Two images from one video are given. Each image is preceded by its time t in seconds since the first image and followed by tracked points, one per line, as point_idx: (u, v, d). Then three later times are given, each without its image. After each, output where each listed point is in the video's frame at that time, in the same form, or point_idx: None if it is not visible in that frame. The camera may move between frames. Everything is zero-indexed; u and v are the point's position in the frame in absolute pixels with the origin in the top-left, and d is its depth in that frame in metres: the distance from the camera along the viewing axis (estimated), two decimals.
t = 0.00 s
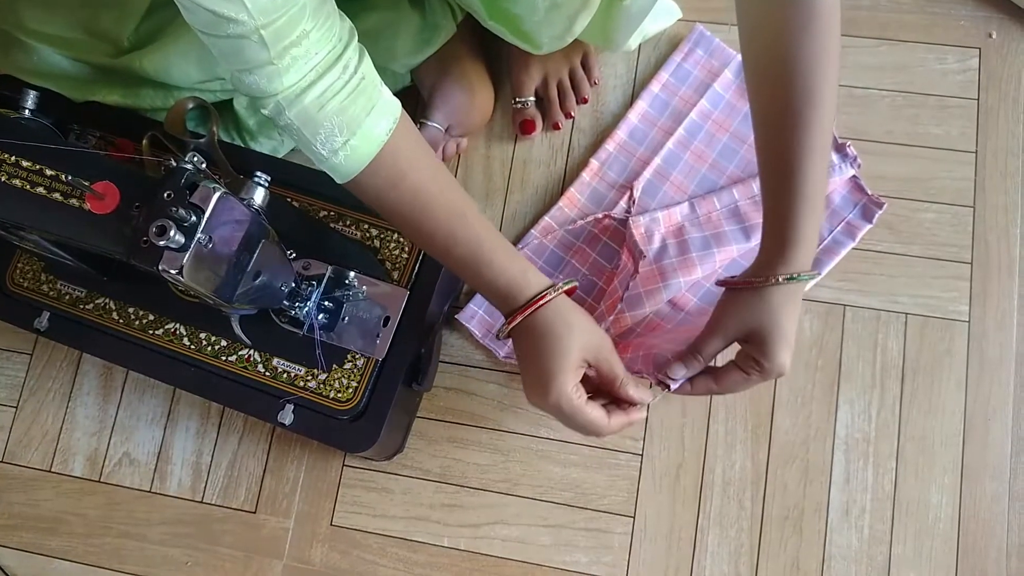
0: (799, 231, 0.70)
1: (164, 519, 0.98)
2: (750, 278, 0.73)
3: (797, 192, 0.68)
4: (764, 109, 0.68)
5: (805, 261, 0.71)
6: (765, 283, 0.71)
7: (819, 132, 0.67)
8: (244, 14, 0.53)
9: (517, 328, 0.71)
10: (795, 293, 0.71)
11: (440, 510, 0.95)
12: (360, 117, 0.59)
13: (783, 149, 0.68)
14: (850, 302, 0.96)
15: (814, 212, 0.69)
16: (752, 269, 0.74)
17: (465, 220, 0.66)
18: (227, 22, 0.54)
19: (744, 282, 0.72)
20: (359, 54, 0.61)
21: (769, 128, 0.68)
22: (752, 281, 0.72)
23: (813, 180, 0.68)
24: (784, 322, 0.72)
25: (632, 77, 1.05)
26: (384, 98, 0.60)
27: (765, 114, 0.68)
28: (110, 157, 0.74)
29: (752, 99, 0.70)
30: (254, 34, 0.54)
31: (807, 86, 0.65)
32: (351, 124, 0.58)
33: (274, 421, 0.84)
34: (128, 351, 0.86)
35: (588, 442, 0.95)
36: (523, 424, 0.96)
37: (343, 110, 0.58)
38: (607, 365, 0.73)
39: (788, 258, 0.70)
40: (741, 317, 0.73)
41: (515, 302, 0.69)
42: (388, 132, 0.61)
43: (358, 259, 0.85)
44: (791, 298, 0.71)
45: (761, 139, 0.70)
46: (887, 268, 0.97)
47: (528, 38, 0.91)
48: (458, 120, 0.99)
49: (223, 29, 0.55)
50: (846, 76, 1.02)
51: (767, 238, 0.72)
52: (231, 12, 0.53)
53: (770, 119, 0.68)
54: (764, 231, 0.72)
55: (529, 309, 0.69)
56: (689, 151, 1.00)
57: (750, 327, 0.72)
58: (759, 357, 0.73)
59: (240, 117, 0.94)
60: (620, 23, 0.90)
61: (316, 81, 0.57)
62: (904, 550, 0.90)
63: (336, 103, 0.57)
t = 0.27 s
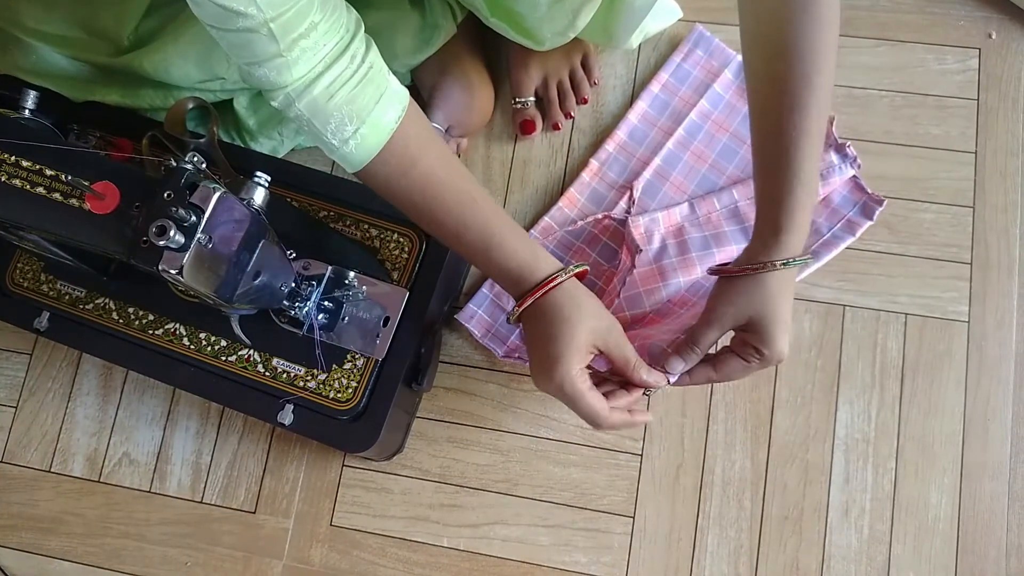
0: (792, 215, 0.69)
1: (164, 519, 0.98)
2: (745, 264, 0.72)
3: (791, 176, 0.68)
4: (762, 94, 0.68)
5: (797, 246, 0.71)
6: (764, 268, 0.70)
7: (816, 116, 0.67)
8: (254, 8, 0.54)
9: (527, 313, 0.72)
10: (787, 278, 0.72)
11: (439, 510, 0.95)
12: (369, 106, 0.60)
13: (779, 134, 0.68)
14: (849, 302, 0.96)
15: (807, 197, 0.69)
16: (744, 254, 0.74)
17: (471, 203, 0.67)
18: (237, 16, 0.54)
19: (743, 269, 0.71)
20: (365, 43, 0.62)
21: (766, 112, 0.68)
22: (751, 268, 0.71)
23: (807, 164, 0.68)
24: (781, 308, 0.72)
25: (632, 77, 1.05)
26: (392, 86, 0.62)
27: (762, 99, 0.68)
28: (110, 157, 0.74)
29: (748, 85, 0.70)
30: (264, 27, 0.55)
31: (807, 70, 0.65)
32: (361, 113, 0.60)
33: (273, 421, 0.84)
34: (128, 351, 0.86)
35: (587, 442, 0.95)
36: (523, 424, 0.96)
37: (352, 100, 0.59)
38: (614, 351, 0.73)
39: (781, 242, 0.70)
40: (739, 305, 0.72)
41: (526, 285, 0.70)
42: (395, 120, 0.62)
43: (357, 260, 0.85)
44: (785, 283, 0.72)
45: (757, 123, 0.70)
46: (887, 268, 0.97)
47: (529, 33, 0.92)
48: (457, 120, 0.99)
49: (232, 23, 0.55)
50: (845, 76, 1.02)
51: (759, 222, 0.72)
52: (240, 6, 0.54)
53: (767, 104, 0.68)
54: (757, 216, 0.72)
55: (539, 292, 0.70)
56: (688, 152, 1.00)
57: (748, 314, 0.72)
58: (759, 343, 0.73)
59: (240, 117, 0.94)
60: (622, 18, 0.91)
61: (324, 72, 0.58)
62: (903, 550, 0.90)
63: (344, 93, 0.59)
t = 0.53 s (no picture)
0: (784, 210, 0.69)
1: (163, 520, 0.98)
2: (739, 261, 0.72)
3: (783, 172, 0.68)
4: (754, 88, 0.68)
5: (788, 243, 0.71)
6: (760, 266, 0.71)
7: (809, 112, 0.67)
8: None
9: (530, 296, 0.73)
10: (779, 274, 0.72)
11: (439, 510, 0.95)
12: (368, 94, 0.60)
13: (771, 128, 0.67)
14: (849, 302, 0.96)
15: (799, 193, 0.69)
16: (736, 249, 0.74)
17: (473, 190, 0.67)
18: (237, 8, 0.55)
19: (739, 267, 0.71)
20: (363, 33, 0.62)
21: (758, 106, 0.68)
22: (747, 266, 0.71)
23: (800, 159, 0.68)
24: (775, 305, 0.73)
25: (631, 77, 1.05)
26: (391, 74, 0.62)
27: (754, 93, 0.68)
28: (109, 158, 0.74)
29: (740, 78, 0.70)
30: (264, 18, 0.55)
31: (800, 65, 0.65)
32: (361, 101, 0.60)
33: (273, 422, 0.84)
34: (128, 352, 0.86)
35: (587, 442, 0.95)
36: (522, 424, 0.96)
37: (352, 88, 0.59)
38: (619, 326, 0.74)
39: (773, 238, 0.70)
40: (736, 305, 0.73)
41: (529, 268, 0.71)
42: (395, 108, 0.62)
43: (357, 260, 0.85)
44: (778, 282, 0.72)
45: (748, 117, 0.69)
46: (886, 268, 0.97)
47: (529, 31, 0.91)
48: (457, 121, 0.99)
49: (233, 15, 0.55)
50: (845, 76, 1.02)
51: (750, 218, 0.72)
52: None
53: (759, 98, 0.67)
54: (747, 211, 0.71)
55: (541, 275, 0.70)
56: (687, 152, 0.99)
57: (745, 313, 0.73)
58: (757, 340, 0.75)
59: (239, 118, 0.94)
60: (621, 17, 0.90)
61: (323, 62, 0.58)
62: (903, 550, 0.90)
63: (344, 82, 0.59)
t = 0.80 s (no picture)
0: (790, 202, 0.69)
1: (161, 520, 0.98)
2: (747, 252, 0.73)
3: (786, 164, 0.68)
4: (756, 77, 0.66)
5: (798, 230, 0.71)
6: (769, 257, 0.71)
7: (812, 101, 0.65)
8: None
9: (534, 303, 0.73)
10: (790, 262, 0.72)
11: (437, 510, 0.95)
12: (366, 97, 0.60)
13: (773, 120, 0.66)
14: (847, 302, 0.96)
15: (804, 184, 0.69)
16: (743, 240, 0.74)
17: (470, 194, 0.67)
18: (236, 8, 0.55)
19: (749, 259, 0.72)
20: (363, 36, 0.62)
21: (761, 97, 0.66)
22: (757, 256, 0.72)
23: (803, 151, 0.67)
24: (787, 293, 0.74)
25: (629, 77, 1.05)
26: (391, 78, 0.61)
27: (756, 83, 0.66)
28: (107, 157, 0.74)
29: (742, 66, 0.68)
30: (263, 18, 0.55)
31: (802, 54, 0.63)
32: (359, 105, 0.60)
33: (271, 422, 0.84)
34: (126, 352, 0.86)
35: (585, 442, 0.95)
36: (521, 424, 0.96)
37: (350, 92, 0.59)
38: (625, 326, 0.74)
39: (779, 230, 0.70)
40: (750, 294, 0.73)
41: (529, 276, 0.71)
42: (394, 112, 0.62)
43: (356, 260, 0.85)
44: (790, 269, 0.73)
45: (750, 108, 0.68)
46: (884, 267, 0.97)
47: (529, 30, 0.91)
48: (455, 120, 0.99)
49: (232, 15, 0.55)
50: (843, 76, 1.02)
51: (755, 209, 0.72)
52: None
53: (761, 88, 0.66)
54: (753, 202, 0.71)
55: (543, 281, 0.70)
56: (687, 155, 0.99)
57: (757, 302, 0.74)
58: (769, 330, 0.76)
59: (237, 117, 0.93)
60: (620, 15, 0.90)
61: (321, 65, 0.58)
62: (901, 549, 0.90)
63: (342, 85, 0.59)
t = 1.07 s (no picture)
0: (803, 189, 0.69)
1: (161, 520, 0.98)
2: (759, 240, 0.72)
3: (800, 152, 0.68)
4: (765, 72, 0.67)
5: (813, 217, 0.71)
6: (781, 244, 0.71)
7: (823, 89, 0.66)
8: None
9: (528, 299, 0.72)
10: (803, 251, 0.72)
11: (437, 510, 0.95)
12: (362, 93, 0.60)
13: (784, 111, 0.67)
14: (847, 302, 0.96)
15: (818, 171, 0.69)
16: (757, 230, 0.74)
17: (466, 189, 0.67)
18: (234, 6, 0.55)
19: (760, 246, 0.71)
20: (361, 33, 0.62)
21: (770, 89, 0.67)
22: (765, 244, 0.71)
23: (817, 138, 0.67)
24: (798, 281, 0.73)
25: (629, 77, 1.05)
26: (387, 75, 0.62)
27: (766, 77, 0.67)
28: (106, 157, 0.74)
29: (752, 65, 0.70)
30: (260, 17, 0.55)
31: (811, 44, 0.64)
32: (355, 101, 0.60)
33: (271, 422, 0.84)
34: (125, 352, 0.86)
35: (585, 442, 0.95)
36: (521, 423, 0.96)
37: (346, 88, 0.59)
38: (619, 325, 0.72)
39: (793, 217, 0.70)
40: (757, 282, 0.73)
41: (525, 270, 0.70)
42: (389, 108, 0.62)
43: (356, 260, 0.85)
44: (801, 257, 0.72)
45: (762, 102, 0.69)
46: (884, 267, 0.97)
47: (529, 29, 0.91)
48: (455, 120, 1.00)
49: (229, 14, 0.55)
50: (843, 76, 1.02)
51: (769, 199, 0.72)
52: None
53: (772, 82, 0.67)
54: (767, 193, 0.71)
55: (538, 277, 0.69)
56: (681, 171, 0.99)
57: (765, 291, 0.73)
58: (777, 319, 0.75)
59: (237, 117, 0.94)
60: (620, 14, 0.90)
61: (318, 61, 0.58)
62: (901, 549, 0.90)
63: (338, 82, 0.59)
